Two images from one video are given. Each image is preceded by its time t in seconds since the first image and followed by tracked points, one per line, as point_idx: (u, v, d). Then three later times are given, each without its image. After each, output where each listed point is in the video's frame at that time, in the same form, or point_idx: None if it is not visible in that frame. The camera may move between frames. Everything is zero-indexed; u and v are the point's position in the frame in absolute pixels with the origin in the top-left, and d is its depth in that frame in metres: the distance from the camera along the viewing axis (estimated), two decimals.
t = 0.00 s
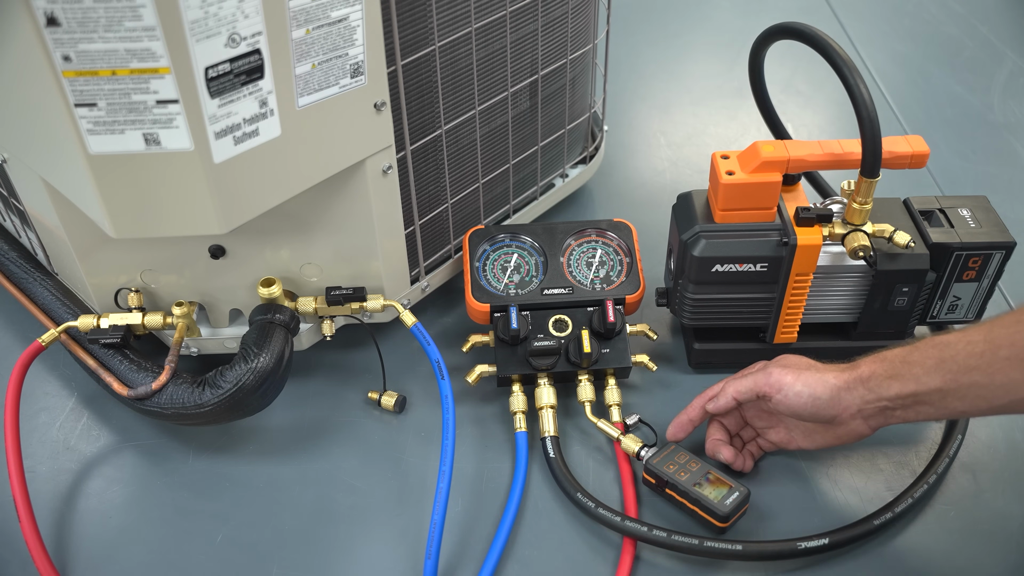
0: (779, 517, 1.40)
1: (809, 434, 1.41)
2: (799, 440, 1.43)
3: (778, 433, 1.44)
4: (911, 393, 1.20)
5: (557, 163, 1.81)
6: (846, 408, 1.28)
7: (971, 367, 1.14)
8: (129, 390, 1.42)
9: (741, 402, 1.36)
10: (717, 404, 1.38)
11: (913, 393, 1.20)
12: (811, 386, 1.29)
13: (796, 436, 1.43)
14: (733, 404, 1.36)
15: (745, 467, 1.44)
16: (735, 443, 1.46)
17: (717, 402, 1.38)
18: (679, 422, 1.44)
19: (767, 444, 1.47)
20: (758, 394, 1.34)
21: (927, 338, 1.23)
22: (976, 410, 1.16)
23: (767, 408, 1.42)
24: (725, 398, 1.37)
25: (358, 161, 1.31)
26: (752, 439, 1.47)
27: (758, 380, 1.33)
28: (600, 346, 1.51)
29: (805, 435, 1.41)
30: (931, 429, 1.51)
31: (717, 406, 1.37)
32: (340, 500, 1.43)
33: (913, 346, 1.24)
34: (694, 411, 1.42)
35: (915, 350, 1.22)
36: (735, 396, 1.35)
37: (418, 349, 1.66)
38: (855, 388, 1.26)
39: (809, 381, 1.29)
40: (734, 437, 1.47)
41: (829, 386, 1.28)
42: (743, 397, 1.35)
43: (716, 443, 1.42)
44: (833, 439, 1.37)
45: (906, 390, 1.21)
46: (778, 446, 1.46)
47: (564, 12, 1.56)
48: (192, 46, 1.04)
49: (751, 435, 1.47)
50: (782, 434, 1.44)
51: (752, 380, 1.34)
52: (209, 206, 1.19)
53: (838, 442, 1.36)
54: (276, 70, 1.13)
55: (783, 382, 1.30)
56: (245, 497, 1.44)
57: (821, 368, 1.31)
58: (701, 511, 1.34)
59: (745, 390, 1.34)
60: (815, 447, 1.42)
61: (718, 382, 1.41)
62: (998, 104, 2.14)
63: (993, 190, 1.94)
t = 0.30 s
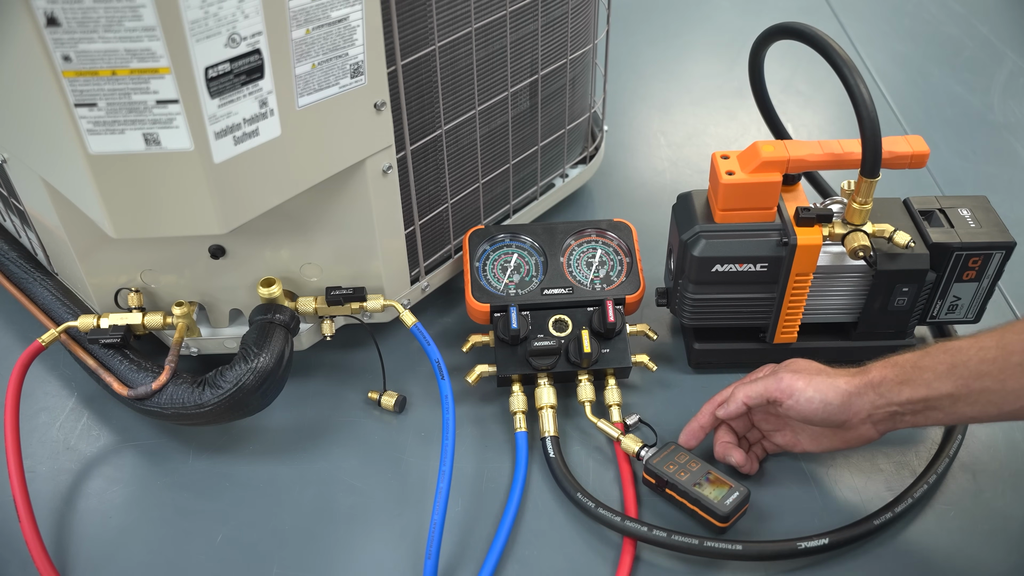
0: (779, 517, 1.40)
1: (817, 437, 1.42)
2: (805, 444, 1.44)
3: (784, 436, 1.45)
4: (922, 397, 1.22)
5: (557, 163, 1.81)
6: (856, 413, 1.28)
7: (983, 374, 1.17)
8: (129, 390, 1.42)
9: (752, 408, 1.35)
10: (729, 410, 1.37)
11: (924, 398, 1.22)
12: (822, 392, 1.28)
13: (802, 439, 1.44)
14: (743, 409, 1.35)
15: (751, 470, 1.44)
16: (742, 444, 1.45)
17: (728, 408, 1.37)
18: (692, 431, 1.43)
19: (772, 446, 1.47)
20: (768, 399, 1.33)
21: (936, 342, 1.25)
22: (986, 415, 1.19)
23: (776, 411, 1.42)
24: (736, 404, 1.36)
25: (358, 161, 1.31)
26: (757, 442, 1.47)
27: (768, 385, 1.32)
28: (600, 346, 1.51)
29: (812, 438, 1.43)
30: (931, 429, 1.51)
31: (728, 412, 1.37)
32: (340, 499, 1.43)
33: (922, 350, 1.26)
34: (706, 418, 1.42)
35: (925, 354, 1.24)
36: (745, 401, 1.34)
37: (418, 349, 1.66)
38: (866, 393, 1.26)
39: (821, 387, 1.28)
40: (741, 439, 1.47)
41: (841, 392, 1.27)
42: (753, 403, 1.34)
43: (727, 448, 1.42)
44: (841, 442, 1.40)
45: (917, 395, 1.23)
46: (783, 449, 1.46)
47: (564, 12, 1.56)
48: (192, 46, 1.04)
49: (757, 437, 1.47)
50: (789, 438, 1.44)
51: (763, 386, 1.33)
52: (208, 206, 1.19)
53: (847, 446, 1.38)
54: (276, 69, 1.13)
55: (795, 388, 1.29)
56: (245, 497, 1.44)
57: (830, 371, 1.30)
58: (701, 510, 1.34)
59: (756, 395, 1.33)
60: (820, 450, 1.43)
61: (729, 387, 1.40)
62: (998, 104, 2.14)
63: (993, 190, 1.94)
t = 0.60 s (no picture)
0: (779, 517, 1.40)
1: (821, 441, 1.42)
2: (807, 447, 1.43)
3: (788, 438, 1.45)
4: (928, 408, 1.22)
5: (557, 162, 1.81)
6: (862, 421, 1.28)
7: (988, 384, 1.17)
8: (129, 390, 1.42)
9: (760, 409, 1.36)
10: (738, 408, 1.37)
11: (929, 408, 1.22)
12: (830, 400, 1.28)
13: (805, 442, 1.43)
14: (752, 409, 1.36)
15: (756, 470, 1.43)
16: (748, 444, 1.45)
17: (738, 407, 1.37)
18: (713, 435, 1.41)
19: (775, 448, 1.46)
20: (776, 401, 1.33)
21: (941, 350, 1.25)
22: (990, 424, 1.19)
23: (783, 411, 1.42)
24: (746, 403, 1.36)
25: (358, 161, 1.31)
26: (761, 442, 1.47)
27: (777, 388, 1.32)
28: (600, 346, 1.51)
29: (815, 442, 1.42)
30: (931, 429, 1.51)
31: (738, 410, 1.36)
32: (340, 500, 1.43)
33: (927, 359, 1.25)
34: (720, 419, 1.41)
35: (930, 363, 1.24)
36: (753, 401, 1.35)
37: (418, 349, 1.66)
38: (873, 403, 1.26)
39: (828, 394, 1.28)
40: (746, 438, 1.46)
41: (848, 400, 1.27)
42: (761, 403, 1.35)
43: (737, 448, 1.41)
44: (845, 446, 1.40)
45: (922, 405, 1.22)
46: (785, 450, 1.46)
47: (564, 12, 1.56)
48: (192, 46, 1.04)
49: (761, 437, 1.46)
50: (792, 439, 1.44)
51: (771, 388, 1.33)
52: (208, 206, 1.19)
53: (852, 451, 1.38)
54: (276, 69, 1.13)
55: (804, 392, 1.29)
56: (245, 497, 1.44)
57: (839, 378, 1.30)
58: (700, 510, 1.34)
59: (764, 396, 1.34)
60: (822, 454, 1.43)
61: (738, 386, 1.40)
62: (998, 104, 2.14)
63: (993, 190, 1.94)
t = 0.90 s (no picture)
0: (779, 517, 1.40)
1: (819, 436, 1.40)
2: (806, 441, 1.42)
3: (788, 430, 1.44)
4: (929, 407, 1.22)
5: (557, 162, 1.81)
6: (863, 418, 1.28)
7: (992, 384, 1.17)
8: (129, 390, 1.42)
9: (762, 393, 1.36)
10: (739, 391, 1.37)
11: (932, 407, 1.22)
12: (833, 391, 1.28)
13: (804, 436, 1.42)
14: (754, 393, 1.36)
15: (753, 459, 1.43)
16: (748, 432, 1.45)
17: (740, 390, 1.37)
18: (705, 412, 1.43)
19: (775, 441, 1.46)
20: (778, 388, 1.33)
21: (946, 350, 1.25)
22: (994, 425, 1.18)
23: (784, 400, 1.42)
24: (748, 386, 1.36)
25: (357, 161, 1.31)
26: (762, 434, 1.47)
27: (781, 374, 1.32)
28: (600, 346, 1.51)
29: (814, 436, 1.41)
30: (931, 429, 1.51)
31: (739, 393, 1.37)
32: (340, 499, 1.43)
33: (933, 359, 1.25)
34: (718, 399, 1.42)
35: (935, 363, 1.24)
36: (756, 384, 1.35)
37: (418, 349, 1.66)
38: (876, 399, 1.26)
39: (833, 385, 1.28)
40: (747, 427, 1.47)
41: (851, 394, 1.27)
42: (763, 387, 1.35)
43: (733, 434, 1.41)
44: (844, 445, 1.38)
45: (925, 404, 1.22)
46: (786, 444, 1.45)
47: (564, 12, 1.56)
48: (192, 46, 1.04)
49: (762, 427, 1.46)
50: (792, 431, 1.44)
51: (776, 373, 1.33)
52: (208, 205, 1.19)
53: (850, 450, 1.36)
54: (276, 70, 1.13)
55: (806, 381, 1.29)
56: (245, 497, 1.44)
57: (844, 371, 1.30)
58: (700, 510, 1.34)
59: (767, 381, 1.34)
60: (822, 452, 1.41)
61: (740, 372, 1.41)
62: (998, 104, 2.14)
63: (993, 190, 1.94)
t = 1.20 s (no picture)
0: (779, 517, 1.40)
1: (811, 437, 1.40)
2: (799, 442, 1.42)
3: (782, 430, 1.44)
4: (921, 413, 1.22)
5: (557, 162, 1.81)
6: (852, 421, 1.28)
7: (985, 392, 1.16)
8: (129, 390, 1.42)
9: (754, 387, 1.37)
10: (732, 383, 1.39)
11: (923, 413, 1.21)
12: (821, 391, 1.28)
13: (798, 437, 1.42)
14: (746, 387, 1.38)
15: (739, 454, 1.45)
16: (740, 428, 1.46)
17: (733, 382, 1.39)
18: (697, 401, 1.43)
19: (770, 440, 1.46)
20: (770, 383, 1.35)
21: (940, 360, 1.25)
22: (987, 435, 1.17)
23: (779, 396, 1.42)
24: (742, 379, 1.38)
25: (357, 161, 1.31)
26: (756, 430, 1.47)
27: (773, 370, 1.34)
28: (600, 346, 1.51)
29: (806, 437, 1.41)
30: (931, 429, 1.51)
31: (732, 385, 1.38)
32: (340, 499, 1.43)
33: (926, 366, 1.25)
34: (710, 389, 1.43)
35: (928, 370, 1.24)
36: (748, 379, 1.36)
37: (418, 349, 1.66)
38: (865, 403, 1.26)
39: (822, 385, 1.29)
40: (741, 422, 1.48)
41: (840, 396, 1.27)
42: (756, 382, 1.36)
43: (718, 425, 1.43)
44: (835, 449, 1.37)
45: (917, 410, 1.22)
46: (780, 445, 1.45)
47: (564, 12, 1.56)
48: (192, 46, 1.04)
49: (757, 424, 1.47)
50: (786, 431, 1.43)
51: (768, 368, 1.34)
52: (208, 205, 1.19)
53: (840, 453, 1.35)
54: (276, 69, 1.13)
55: (796, 377, 1.31)
56: (245, 497, 1.44)
57: (837, 373, 1.31)
58: (700, 510, 1.34)
59: (759, 376, 1.35)
60: (813, 454, 1.41)
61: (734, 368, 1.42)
62: (998, 104, 2.14)
63: (993, 190, 1.94)
